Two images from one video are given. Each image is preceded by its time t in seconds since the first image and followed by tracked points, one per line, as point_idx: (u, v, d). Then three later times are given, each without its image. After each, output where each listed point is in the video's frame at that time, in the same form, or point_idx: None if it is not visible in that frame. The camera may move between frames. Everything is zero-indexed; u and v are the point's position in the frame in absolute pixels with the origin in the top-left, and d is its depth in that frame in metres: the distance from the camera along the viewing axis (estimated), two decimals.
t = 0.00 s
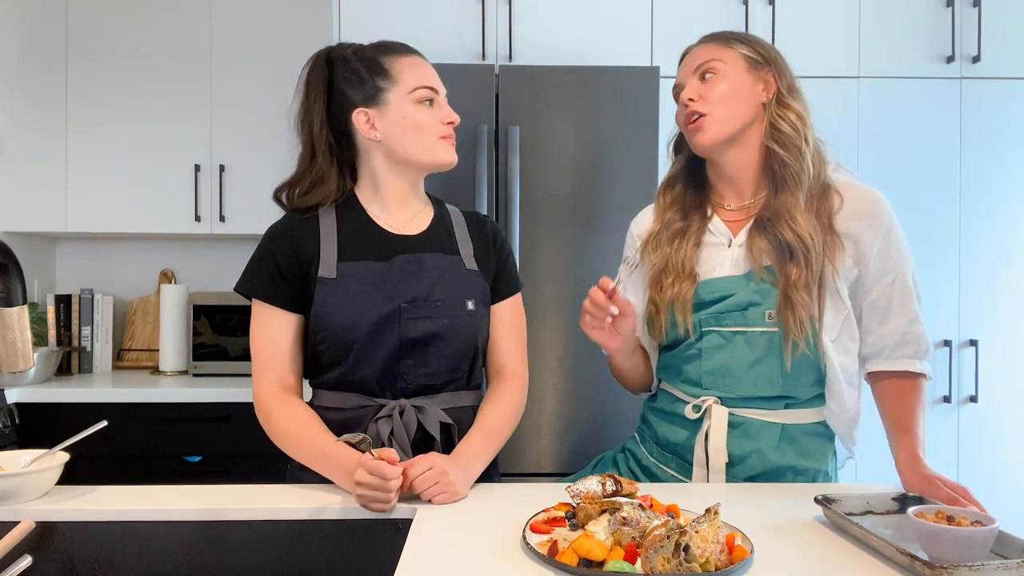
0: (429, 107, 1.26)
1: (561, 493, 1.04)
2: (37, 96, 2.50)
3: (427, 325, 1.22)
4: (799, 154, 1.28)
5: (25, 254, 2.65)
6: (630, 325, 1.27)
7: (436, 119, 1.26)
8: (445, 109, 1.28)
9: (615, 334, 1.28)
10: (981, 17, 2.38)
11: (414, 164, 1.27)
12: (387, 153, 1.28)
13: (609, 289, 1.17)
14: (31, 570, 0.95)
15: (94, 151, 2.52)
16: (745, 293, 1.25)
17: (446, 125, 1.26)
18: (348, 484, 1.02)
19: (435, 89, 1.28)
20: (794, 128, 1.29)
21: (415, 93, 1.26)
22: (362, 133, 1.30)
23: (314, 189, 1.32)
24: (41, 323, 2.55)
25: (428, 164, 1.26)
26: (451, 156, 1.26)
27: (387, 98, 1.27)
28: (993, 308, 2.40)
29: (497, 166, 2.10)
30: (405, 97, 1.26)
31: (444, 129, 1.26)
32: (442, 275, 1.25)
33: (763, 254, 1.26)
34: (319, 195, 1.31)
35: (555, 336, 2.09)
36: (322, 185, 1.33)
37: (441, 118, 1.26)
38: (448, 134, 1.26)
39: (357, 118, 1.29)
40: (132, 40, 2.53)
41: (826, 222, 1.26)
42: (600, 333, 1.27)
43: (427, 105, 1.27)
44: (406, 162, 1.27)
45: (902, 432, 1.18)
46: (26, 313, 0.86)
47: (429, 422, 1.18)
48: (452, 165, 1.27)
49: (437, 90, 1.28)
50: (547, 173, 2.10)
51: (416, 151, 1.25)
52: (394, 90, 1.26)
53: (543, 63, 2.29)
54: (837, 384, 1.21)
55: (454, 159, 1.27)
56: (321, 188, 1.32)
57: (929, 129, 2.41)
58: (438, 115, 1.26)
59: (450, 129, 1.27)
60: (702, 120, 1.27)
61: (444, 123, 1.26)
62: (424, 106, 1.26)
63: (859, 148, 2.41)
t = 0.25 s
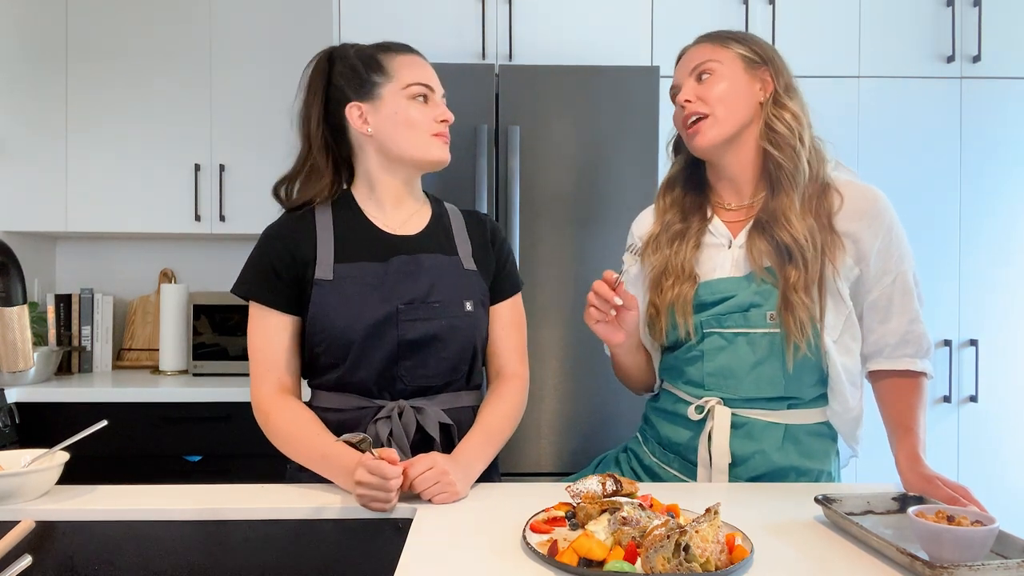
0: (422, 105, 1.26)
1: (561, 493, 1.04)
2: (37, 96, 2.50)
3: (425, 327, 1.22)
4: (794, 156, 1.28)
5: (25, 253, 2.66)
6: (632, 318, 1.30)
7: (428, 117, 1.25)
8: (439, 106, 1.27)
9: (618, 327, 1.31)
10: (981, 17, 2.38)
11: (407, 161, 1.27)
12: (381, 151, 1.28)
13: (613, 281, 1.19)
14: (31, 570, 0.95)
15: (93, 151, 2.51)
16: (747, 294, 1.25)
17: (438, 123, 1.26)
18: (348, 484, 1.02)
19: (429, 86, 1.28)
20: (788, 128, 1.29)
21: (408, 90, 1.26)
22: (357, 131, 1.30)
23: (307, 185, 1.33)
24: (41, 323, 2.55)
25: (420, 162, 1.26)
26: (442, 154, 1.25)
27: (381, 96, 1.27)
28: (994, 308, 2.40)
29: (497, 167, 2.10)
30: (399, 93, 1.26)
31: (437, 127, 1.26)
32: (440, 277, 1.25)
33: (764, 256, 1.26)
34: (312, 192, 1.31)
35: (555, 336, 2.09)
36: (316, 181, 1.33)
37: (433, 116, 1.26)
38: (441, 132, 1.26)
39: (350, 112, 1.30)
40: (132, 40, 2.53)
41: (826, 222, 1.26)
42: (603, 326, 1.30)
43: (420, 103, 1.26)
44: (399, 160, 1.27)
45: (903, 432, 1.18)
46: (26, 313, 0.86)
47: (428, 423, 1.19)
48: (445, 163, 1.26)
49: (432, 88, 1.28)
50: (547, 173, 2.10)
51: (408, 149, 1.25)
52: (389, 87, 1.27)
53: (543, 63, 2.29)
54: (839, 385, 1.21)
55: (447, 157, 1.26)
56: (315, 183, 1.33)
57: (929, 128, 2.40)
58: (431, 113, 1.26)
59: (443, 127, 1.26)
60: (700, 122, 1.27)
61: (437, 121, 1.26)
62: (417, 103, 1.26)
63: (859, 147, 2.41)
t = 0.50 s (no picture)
0: (423, 105, 1.26)
1: (561, 493, 1.04)
2: (37, 96, 2.50)
3: (425, 328, 1.21)
4: (793, 156, 1.28)
5: (25, 254, 2.66)
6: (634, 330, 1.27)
7: (429, 118, 1.25)
8: (440, 108, 1.27)
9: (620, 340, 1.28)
10: (981, 17, 2.38)
11: (407, 162, 1.26)
12: (382, 151, 1.28)
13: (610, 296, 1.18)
14: (31, 570, 0.95)
15: (93, 151, 2.51)
16: (749, 295, 1.25)
17: (439, 124, 1.26)
18: (348, 485, 1.02)
19: (431, 87, 1.28)
20: (790, 127, 1.29)
21: (410, 91, 1.26)
22: (358, 130, 1.31)
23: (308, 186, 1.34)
24: (41, 323, 2.55)
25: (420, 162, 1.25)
26: (442, 155, 1.25)
27: (383, 96, 1.27)
28: (994, 308, 2.40)
29: (497, 167, 2.10)
30: (401, 93, 1.26)
31: (438, 128, 1.26)
32: (441, 278, 1.25)
33: (765, 256, 1.26)
34: (313, 192, 1.32)
35: (555, 336, 2.09)
36: (315, 181, 1.34)
37: (434, 117, 1.26)
38: (442, 133, 1.26)
39: (351, 110, 1.30)
40: (132, 40, 2.53)
41: (827, 222, 1.26)
42: (606, 339, 1.27)
43: (421, 103, 1.26)
44: (399, 160, 1.27)
45: (903, 432, 1.18)
46: (26, 313, 0.86)
47: (428, 424, 1.18)
48: (445, 165, 1.26)
49: (434, 89, 1.28)
50: (547, 173, 2.10)
51: (408, 149, 1.25)
52: (390, 87, 1.27)
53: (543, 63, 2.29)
54: (841, 385, 1.21)
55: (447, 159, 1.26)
56: (316, 183, 1.34)
57: (929, 127, 2.41)
58: (432, 114, 1.26)
59: (444, 128, 1.26)
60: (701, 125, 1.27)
61: (437, 122, 1.26)
62: (419, 104, 1.26)
63: (859, 148, 2.41)
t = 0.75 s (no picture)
0: (421, 104, 1.26)
1: (561, 493, 1.04)
2: (38, 96, 2.50)
3: (426, 329, 1.21)
4: (795, 154, 1.28)
5: (25, 253, 2.65)
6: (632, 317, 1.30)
7: (427, 117, 1.25)
8: (439, 106, 1.27)
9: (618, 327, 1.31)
10: (981, 16, 2.38)
11: (406, 162, 1.26)
12: (382, 151, 1.28)
13: (610, 280, 1.20)
14: (31, 570, 0.95)
15: (93, 151, 2.51)
16: (751, 292, 1.25)
17: (438, 123, 1.25)
18: (348, 484, 1.02)
19: (430, 85, 1.27)
20: (787, 126, 1.29)
21: (408, 90, 1.26)
22: (358, 130, 1.31)
23: (313, 186, 1.35)
24: (41, 323, 2.55)
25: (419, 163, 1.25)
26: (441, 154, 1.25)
27: (382, 95, 1.27)
28: (994, 308, 2.40)
29: (497, 167, 2.10)
30: (399, 93, 1.26)
31: (437, 128, 1.25)
32: (442, 279, 1.25)
33: (768, 254, 1.26)
34: (316, 192, 1.33)
35: (556, 336, 2.09)
36: (322, 180, 1.35)
37: (433, 115, 1.25)
38: (441, 132, 1.25)
39: (351, 112, 1.31)
40: (132, 40, 2.53)
41: (829, 219, 1.26)
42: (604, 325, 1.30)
43: (420, 102, 1.26)
44: (399, 161, 1.27)
45: (904, 432, 1.18)
46: (26, 313, 0.86)
47: (428, 424, 1.18)
48: (445, 164, 1.26)
49: (433, 88, 1.27)
50: (547, 173, 2.10)
51: (407, 150, 1.24)
52: (389, 87, 1.27)
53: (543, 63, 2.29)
54: (843, 384, 1.21)
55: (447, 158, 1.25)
56: (320, 182, 1.35)
57: (929, 127, 2.40)
58: (430, 113, 1.25)
59: (443, 127, 1.26)
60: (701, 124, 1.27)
61: (436, 121, 1.25)
62: (417, 103, 1.26)
63: (859, 147, 2.41)
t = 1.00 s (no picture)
0: (413, 104, 1.25)
1: (561, 493, 1.04)
2: (38, 96, 2.50)
3: (427, 330, 1.21)
4: (795, 153, 1.28)
5: (25, 254, 2.65)
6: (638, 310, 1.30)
7: (418, 117, 1.24)
8: (431, 105, 1.26)
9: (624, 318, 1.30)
10: (981, 16, 2.38)
11: (401, 165, 1.26)
12: (377, 153, 1.28)
13: (616, 269, 1.20)
14: (31, 570, 0.95)
15: (93, 151, 2.51)
16: (752, 291, 1.25)
17: (429, 122, 1.24)
18: (348, 484, 1.02)
19: (422, 84, 1.26)
20: (790, 124, 1.29)
21: (399, 91, 1.25)
22: (356, 133, 1.31)
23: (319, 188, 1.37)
24: (41, 323, 2.55)
25: (413, 165, 1.25)
26: (434, 154, 1.24)
27: (375, 97, 1.27)
28: (994, 308, 2.40)
29: (497, 167, 2.10)
30: (390, 95, 1.26)
31: (428, 127, 1.24)
32: (444, 280, 1.25)
33: (769, 253, 1.26)
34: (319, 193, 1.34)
35: (555, 336, 2.09)
36: (328, 181, 1.37)
37: (424, 115, 1.24)
38: (432, 131, 1.24)
39: (348, 117, 1.31)
40: (132, 40, 2.53)
41: (829, 218, 1.27)
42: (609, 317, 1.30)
43: (411, 102, 1.25)
44: (394, 163, 1.26)
45: (904, 432, 1.18)
46: (26, 313, 0.86)
47: (429, 425, 1.18)
48: (440, 163, 1.25)
49: (425, 86, 1.26)
50: (547, 173, 2.10)
51: (399, 151, 1.24)
52: (382, 89, 1.27)
53: (543, 63, 2.29)
54: (844, 383, 1.21)
55: (440, 157, 1.24)
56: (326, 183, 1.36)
57: (929, 127, 2.40)
58: (421, 112, 1.24)
59: (435, 126, 1.25)
60: (701, 124, 1.28)
61: (428, 120, 1.24)
62: (409, 104, 1.25)
63: (859, 147, 2.41)
